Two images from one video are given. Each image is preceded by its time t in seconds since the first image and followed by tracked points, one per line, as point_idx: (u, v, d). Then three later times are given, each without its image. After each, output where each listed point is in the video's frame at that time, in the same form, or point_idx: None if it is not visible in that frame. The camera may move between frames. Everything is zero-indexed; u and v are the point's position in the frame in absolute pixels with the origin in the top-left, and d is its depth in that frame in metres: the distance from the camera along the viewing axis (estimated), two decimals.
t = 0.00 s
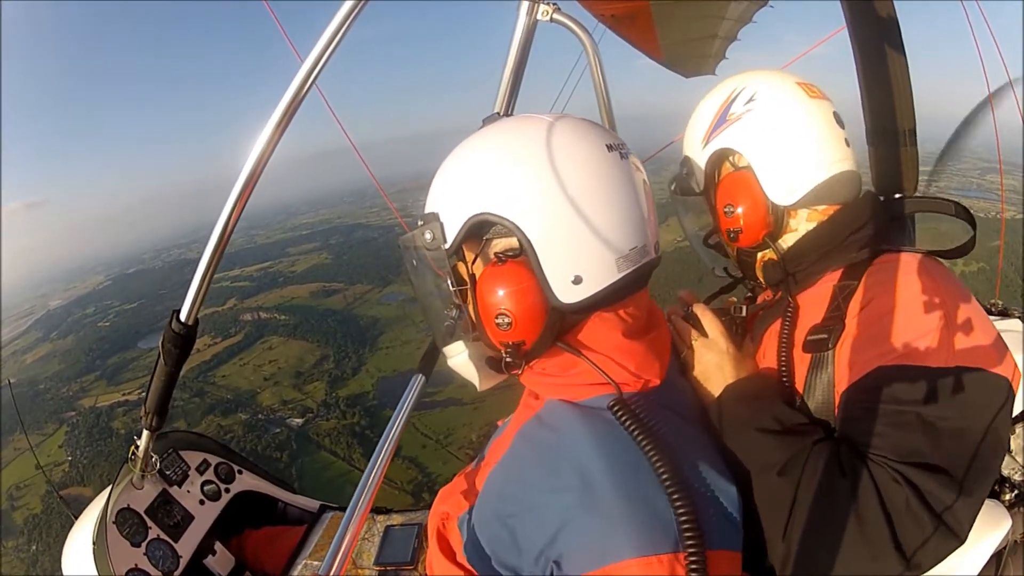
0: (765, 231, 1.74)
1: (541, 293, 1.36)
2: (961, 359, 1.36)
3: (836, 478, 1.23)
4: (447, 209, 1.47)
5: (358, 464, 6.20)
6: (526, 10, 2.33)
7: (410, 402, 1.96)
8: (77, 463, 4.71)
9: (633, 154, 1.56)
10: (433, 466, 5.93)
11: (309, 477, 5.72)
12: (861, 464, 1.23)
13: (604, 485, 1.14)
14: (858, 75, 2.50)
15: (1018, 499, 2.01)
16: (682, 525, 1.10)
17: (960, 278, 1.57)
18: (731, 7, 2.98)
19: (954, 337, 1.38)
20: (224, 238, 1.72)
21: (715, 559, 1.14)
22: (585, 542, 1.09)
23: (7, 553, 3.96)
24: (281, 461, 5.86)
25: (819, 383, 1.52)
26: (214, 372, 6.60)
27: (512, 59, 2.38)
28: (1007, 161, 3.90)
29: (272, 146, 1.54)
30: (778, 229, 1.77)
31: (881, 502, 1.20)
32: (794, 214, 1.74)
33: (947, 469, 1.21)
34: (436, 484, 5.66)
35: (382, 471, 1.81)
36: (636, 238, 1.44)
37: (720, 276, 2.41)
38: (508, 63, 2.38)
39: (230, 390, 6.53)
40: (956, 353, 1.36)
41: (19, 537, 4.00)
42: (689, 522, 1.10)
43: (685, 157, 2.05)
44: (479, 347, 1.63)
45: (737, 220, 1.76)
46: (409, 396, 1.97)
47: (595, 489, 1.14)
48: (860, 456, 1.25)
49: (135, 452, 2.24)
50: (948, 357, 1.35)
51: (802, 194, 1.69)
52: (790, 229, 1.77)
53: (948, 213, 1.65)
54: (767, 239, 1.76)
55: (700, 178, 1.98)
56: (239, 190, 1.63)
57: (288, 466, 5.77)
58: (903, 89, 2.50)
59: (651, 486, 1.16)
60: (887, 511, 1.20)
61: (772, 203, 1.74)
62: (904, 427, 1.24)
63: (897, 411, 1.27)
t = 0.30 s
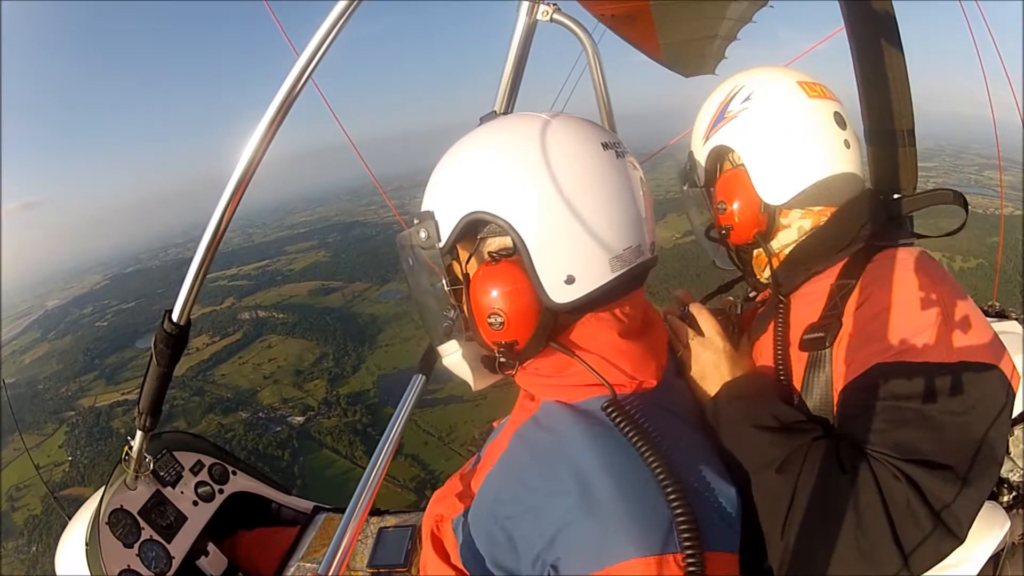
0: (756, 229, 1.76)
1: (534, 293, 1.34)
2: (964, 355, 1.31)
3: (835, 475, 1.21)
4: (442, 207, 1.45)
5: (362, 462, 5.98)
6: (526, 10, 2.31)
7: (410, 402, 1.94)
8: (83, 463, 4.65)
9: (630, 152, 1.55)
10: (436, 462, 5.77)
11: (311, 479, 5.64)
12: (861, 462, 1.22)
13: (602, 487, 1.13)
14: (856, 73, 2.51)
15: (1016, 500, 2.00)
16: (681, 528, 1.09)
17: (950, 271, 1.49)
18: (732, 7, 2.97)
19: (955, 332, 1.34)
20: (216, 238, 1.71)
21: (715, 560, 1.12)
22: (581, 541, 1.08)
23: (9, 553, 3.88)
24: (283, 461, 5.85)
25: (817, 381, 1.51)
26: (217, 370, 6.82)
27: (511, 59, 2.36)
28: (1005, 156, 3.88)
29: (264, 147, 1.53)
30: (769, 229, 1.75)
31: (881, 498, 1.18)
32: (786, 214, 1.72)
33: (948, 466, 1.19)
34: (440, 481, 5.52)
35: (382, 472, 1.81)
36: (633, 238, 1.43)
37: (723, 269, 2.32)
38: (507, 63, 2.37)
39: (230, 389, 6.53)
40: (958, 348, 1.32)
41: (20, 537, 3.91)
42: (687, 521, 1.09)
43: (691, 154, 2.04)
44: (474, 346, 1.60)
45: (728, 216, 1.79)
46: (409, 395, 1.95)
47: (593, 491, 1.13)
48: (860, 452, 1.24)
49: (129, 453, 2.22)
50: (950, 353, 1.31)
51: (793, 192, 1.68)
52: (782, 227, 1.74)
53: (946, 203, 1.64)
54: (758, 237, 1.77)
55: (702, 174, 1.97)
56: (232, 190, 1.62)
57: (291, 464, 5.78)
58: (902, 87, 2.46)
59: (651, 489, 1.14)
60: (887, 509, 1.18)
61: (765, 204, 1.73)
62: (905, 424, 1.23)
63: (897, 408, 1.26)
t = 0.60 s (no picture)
0: (755, 228, 1.74)
1: (536, 293, 1.34)
2: (962, 350, 1.29)
3: (837, 472, 1.21)
4: (443, 209, 1.45)
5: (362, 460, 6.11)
6: (526, 11, 2.31)
7: (410, 404, 1.94)
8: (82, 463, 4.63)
9: (632, 153, 1.54)
10: (438, 461, 5.78)
11: (311, 479, 5.75)
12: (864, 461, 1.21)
13: (603, 488, 1.13)
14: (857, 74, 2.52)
15: (1018, 500, 2.00)
16: (683, 532, 1.08)
17: (949, 267, 1.49)
18: (731, 8, 2.96)
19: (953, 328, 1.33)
20: (215, 239, 1.70)
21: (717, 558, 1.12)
22: (584, 539, 1.08)
23: (8, 554, 3.84)
24: (283, 460, 5.84)
25: (820, 380, 1.49)
26: (217, 369, 6.59)
27: (512, 60, 2.36)
28: (1005, 154, 3.88)
29: (263, 148, 1.52)
30: (768, 227, 1.74)
31: (884, 496, 1.18)
32: (784, 211, 1.70)
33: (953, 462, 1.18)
34: (442, 479, 5.51)
35: (382, 473, 1.81)
36: (634, 238, 1.42)
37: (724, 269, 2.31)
38: (508, 64, 2.36)
39: (230, 388, 6.46)
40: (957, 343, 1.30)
41: (20, 539, 3.84)
42: (687, 521, 1.08)
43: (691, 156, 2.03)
44: (475, 348, 1.60)
45: (728, 217, 1.78)
46: (409, 396, 1.96)
47: (594, 490, 1.13)
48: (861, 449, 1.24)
49: (128, 457, 2.21)
50: (949, 348, 1.30)
51: (790, 191, 1.67)
52: (781, 225, 1.72)
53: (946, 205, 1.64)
54: (757, 237, 1.75)
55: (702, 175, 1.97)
56: (231, 191, 1.61)
57: (292, 464, 5.77)
58: (902, 87, 2.47)
59: (651, 489, 1.14)
60: (891, 506, 1.18)
61: (763, 201, 1.71)
62: (906, 422, 1.22)
63: (900, 405, 1.25)
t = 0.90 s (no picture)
0: (757, 228, 1.74)
1: (540, 291, 1.34)
2: (959, 348, 1.30)
3: (838, 469, 1.21)
4: (447, 208, 1.45)
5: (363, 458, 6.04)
6: (526, 10, 2.31)
7: (409, 405, 1.95)
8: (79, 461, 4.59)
9: (636, 152, 1.53)
10: (438, 458, 5.78)
11: (312, 475, 5.70)
12: (866, 458, 1.21)
13: (607, 487, 1.13)
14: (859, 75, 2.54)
15: (1018, 499, 2.00)
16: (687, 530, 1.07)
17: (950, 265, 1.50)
18: (730, 8, 2.96)
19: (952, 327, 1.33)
20: (216, 240, 1.70)
21: (724, 557, 1.12)
22: (587, 538, 1.08)
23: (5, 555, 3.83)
24: (283, 457, 5.84)
25: (821, 379, 1.49)
26: (215, 367, 6.74)
27: (511, 59, 2.36)
28: (1004, 151, 3.88)
29: (265, 148, 1.52)
30: (771, 227, 1.74)
31: (884, 494, 1.18)
32: (785, 211, 1.71)
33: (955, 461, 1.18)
34: (443, 476, 5.52)
35: (382, 472, 1.83)
36: (638, 239, 1.42)
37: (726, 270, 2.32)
38: (507, 64, 2.36)
39: (228, 386, 6.57)
40: (954, 341, 1.31)
41: (17, 539, 3.83)
42: (692, 521, 1.08)
43: (693, 156, 2.04)
44: (478, 346, 1.60)
45: (729, 217, 1.78)
46: (409, 397, 1.96)
47: (597, 490, 1.13)
48: (861, 446, 1.24)
49: (128, 459, 2.22)
50: (948, 346, 1.30)
51: (790, 191, 1.68)
52: (782, 226, 1.72)
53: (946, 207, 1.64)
54: (760, 236, 1.75)
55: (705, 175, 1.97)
56: (232, 192, 1.61)
57: (292, 462, 5.78)
58: (903, 87, 2.48)
59: (655, 488, 1.14)
60: (891, 504, 1.18)
61: (766, 200, 1.72)
62: (905, 419, 1.22)
63: (900, 402, 1.25)
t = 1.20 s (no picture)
0: (757, 227, 1.74)
1: (539, 295, 1.34)
2: (957, 349, 1.30)
3: (838, 467, 1.21)
4: (446, 211, 1.45)
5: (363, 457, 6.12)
6: (525, 9, 2.31)
7: (409, 405, 1.95)
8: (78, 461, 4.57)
9: (636, 152, 1.53)
10: (440, 457, 5.79)
11: (313, 474, 5.74)
12: (867, 455, 1.21)
13: (608, 488, 1.13)
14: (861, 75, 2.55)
15: (1019, 499, 2.00)
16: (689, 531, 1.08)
17: (950, 266, 1.49)
18: (730, 7, 2.96)
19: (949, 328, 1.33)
20: (217, 241, 1.70)
21: (726, 557, 1.12)
22: (587, 537, 1.08)
23: (5, 556, 3.83)
24: (283, 456, 5.86)
25: (821, 378, 1.48)
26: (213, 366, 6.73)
27: (511, 58, 2.36)
28: (1005, 150, 3.88)
29: (266, 149, 1.52)
30: (771, 227, 1.74)
31: (886, 491, 1.18)
32: (786, 210, 1.70)
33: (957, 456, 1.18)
34: (444, 476, 5.51)
35: (382, 473, 1.83)
36: (639, 242, 1.42)
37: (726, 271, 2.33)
38: (507, 63, 2.36)
39: (227, 385, 6.55)
40: (952, 341, 1.32)
41: (18, 539, 3.84)
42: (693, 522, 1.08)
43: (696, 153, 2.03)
44: (476, 348, 1.61)
45: (730, 216, 1.79)
46: (408, 397, 1.96)
47: (598, 491, 1.13)
48: (862, 443, 1.23)
49: (129, 458, 2.22)
50: (947, 347, 1.31)
51: (791, 190, 1.67)
52: (782, 225, 1.72)
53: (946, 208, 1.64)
54: (759, 236, 1.75)
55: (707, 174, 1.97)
56: (233, 194, 1.61)
57: (293, 461, 5.81)
58: (904, 85, 2.48)
59: (656, 488, 1.14)
60: (892, 502, 1.18)
61: (767, 200, 1.71)
62: (907, 416, 1.22)
63: (900, 400, 1.24)
